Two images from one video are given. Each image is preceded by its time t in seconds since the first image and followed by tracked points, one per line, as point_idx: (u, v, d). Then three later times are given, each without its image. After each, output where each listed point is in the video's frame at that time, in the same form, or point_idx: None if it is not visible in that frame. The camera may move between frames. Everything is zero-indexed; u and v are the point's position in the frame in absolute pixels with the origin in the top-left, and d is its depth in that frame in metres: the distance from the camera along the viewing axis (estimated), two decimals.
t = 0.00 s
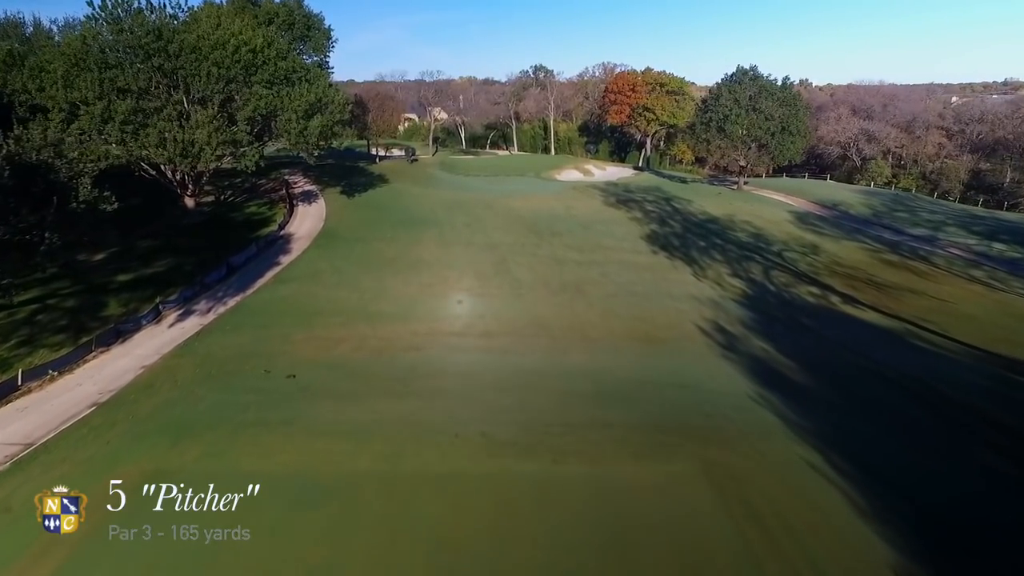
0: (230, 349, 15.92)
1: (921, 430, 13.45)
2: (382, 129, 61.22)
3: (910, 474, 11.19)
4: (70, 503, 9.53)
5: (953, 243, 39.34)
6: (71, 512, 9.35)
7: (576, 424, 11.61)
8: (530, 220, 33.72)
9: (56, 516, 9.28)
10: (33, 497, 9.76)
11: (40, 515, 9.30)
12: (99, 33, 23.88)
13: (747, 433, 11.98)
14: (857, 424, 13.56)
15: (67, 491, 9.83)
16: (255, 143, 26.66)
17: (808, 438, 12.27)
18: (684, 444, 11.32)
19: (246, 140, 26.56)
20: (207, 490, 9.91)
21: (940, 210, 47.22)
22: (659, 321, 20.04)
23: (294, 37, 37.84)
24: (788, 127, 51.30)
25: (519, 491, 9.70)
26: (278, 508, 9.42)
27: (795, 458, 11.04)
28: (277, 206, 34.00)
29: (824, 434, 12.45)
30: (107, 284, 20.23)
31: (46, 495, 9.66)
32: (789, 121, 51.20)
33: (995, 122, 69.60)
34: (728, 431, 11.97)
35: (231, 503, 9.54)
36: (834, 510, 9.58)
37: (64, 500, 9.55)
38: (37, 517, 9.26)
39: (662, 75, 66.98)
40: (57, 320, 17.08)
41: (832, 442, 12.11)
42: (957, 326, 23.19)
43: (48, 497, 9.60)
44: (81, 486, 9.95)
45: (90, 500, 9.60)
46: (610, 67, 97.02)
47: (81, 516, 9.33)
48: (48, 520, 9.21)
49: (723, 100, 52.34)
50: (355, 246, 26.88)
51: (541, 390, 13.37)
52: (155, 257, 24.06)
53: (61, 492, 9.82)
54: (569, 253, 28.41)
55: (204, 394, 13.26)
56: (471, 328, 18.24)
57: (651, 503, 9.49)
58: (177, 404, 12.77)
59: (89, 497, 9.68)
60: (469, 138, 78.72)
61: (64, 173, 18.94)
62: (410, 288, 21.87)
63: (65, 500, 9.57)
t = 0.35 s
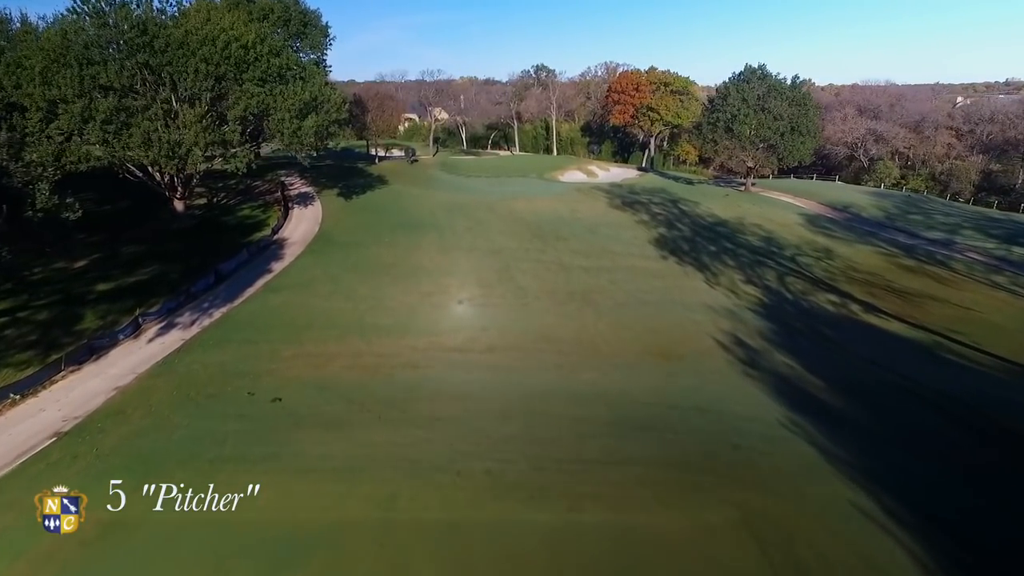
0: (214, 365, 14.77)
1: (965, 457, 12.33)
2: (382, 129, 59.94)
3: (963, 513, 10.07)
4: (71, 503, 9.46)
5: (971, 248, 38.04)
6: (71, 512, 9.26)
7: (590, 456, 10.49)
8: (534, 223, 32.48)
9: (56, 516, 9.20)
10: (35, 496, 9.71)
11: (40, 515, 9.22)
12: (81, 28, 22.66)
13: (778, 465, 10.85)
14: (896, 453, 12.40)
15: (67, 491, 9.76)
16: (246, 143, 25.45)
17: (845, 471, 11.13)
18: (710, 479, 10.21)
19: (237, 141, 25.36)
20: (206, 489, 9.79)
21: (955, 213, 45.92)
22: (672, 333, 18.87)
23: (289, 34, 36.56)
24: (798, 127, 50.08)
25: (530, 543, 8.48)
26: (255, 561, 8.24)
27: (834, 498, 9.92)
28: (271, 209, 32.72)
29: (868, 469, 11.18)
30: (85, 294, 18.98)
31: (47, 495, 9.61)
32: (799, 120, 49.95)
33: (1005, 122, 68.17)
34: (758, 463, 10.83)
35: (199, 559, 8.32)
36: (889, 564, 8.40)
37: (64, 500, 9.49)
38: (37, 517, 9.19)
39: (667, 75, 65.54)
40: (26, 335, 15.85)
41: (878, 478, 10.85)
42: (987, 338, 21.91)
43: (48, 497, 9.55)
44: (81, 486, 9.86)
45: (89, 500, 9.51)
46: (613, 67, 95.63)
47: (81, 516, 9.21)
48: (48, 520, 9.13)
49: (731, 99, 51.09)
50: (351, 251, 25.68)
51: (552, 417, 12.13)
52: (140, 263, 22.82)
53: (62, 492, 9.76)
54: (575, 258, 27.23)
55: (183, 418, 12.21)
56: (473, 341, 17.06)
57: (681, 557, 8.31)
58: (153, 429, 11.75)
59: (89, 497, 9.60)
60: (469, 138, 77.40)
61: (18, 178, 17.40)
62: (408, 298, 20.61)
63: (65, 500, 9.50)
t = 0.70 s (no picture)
0: (195, 386, 13.63)
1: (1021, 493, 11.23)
2: (381, 129, 58.75)
3: None
4: (71, 503, 9.45)
5: (989, 252, 36.84)
6: (71, 512, 9.24)
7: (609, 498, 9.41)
8: (537, 227, 31.33)
9: (56, 516, 9.18)
10: (34, 497, 9.68)
11: (40, 515, 9.20)
12: (62, 22, 21.50)
13: (816, 506, 9.75)
14: (941, 485, 11.34)
15: (67, 491, 9.75)
16: (237, 144, 24.34)
17: (890, 509, 10.09)
18: (743, 525, 9.13)
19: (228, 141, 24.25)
20: (206, 489, 9.80)
21: (969, 216, 44.68)
22: (687, 346, 17.74)
23: (285, 31, 35.39)
24: (807, 127, 48.99)
25: None
26: None
27: (884, 549, 8.83)
28: (266, 212, 31.55)
29: (923, 514, 9.99)
30: (62, 304, 17.82)
31: (46, 496, 9.58)
32: (808, 121, 48.93)
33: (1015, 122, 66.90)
34: (794, 503, 9.77)
35: None
36: None
37: (64, 500, 9.47)
38: (37, 517, 9.16)
39: (671, 74, 64.30)
40: None
41: (935, 525, 9.70)
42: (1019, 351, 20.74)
43: (48, 497, 9.53)
44: (81, 486, 9.86)
45: (89, 501, 9.49)
46: (616, 66, 94.33)
47: (80, 516, 9.18)
48: (48, 520, 9.10)
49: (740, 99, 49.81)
50: (348, 257, 24.55)
51: (565, 449, 10.96)
52: (124, 270, 21.67)
53: (62, 492, 9.75)
54: (581, 263, 26.09)
55: (160, 445, 11.19)
56: (476, 356, 15.93)
57: None
58: (126, 458, 10.76)
59: (89, 497, 9.58)
60: (470, 138, 76.21)
61: None
62: (407, 308, 19.45)
63: (65, 500, 9.49)
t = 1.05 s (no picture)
0: (175, 407, 12.57)
1: None
2: (380, 129, 57.55)
3: None
4: (71, 504, 9.39)
5: (1008, 256, 35.67)
6: (71, 512, 9.20)
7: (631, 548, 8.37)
8: (542, 230, 30.22)
9: (57, 516, 9.13)
10: (35, 497, 9.64)
11: (40, 515, 9.14)
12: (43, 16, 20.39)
13: (864, 556, 8.68)
14: (998, 525, 10.23)
15: (67, 491, 9.72)
16: (228, 144, 23.30)
17: (945, 555, 9.02)
18: None
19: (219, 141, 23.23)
20: (178, 534, 8.72)
21: (985, 218, 43.54)
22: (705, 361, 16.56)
23: (281, 29, 34.27)
24: (817, 127, 47.86)
25: None
26: None
27: None
28: (260, 215, 30.42)
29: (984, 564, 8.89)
30: (37, 316, 16.70)
31: (46, 497, 9.53)
32: (818, 120, 47.75)
33: None
34: (839, 554, 8.67)
35: None
36: None
37: (64, 501, 9.40)
38: (37, 518, 9.08)
39: (675, 73, 62.81)
40: None
41: None
42: None
43: (48, 498, 9.45)
44: (81, 486, 9.83)
45: (90, 501, 9.47)
46: (618, 66, 92.98)
47: (81, 516, 9.16)
48: (48, 520, 9.04)
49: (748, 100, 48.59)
50: (343, 263, 23.37)
51: (579, 486, 9.89)
52: (108, 278, 20.55)
53: (62, 492, 9.71)
54: (588, 270, 24.91)
55: (131, 479, 10.11)
56: (479, 373, 14.79)
57: None
58: (93, 493, 9.69)
59: (89, 498, 9.52)
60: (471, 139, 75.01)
61: None
62: (406, 318, 18.35)
63: (65, 500, 9.44)
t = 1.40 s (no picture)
0: (153, 432, 11.51)
1: None
2: (379, 129, 56.38)
3: None
4: (71, 502, 9.22)
5: None
6: (71, 511, 9.04)
7: None
8: (546, 234, 29.14)
9: (56, 515, 8.96)
10: (36, 496, 9.51)
11: (40, 515, 8.98)
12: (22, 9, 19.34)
13: None
14: None
15: (67, 491, 9.58)
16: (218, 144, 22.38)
17: None
18: None
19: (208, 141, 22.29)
20: None
21: (1000, 221, 42.43)
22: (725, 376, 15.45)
23: (277, 26, 33.24)
24: (827, 127, 46.72)
25: None
26: None
27: None
28: (254, 217, 29.33)
29: None
30: (11, 329, 15.62)
31: (46, 496, 9.37)
32: (828, 120, 46.60)
33: None
34: None
35: None
36: None
37: (64, 499, 9.23)
38: (37, 517, 8.94)
39: (680, 73, 61.04)
40: None
41: None
42: None
43: (48, 497, 9.33)
44: (82, 487, 9.71)
45: (90, 501, 9.33)
46: (621, 65, 91.72)
47: (82, 516, 9.03)
48: (48, 520, 8.89)
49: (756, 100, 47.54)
50: (339, 269, 22.27)
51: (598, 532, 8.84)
52: (90, 285, 19.45)
53: (62, 492, 9.57)
54: (595, 275, 23.82)
55: (98, 517, 9.12)
56: (484, 392, 13.70)
57: None
58: (52, 541, 8.60)
59: (89, 497, 9.39)
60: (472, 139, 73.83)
61: None
62: (405, 329, 17.26)
63: (65, 500, 9.27)
